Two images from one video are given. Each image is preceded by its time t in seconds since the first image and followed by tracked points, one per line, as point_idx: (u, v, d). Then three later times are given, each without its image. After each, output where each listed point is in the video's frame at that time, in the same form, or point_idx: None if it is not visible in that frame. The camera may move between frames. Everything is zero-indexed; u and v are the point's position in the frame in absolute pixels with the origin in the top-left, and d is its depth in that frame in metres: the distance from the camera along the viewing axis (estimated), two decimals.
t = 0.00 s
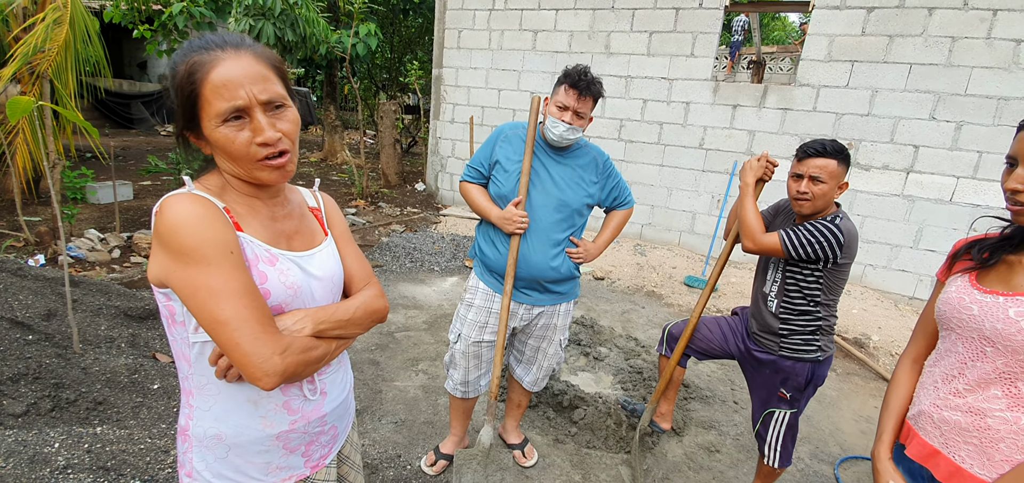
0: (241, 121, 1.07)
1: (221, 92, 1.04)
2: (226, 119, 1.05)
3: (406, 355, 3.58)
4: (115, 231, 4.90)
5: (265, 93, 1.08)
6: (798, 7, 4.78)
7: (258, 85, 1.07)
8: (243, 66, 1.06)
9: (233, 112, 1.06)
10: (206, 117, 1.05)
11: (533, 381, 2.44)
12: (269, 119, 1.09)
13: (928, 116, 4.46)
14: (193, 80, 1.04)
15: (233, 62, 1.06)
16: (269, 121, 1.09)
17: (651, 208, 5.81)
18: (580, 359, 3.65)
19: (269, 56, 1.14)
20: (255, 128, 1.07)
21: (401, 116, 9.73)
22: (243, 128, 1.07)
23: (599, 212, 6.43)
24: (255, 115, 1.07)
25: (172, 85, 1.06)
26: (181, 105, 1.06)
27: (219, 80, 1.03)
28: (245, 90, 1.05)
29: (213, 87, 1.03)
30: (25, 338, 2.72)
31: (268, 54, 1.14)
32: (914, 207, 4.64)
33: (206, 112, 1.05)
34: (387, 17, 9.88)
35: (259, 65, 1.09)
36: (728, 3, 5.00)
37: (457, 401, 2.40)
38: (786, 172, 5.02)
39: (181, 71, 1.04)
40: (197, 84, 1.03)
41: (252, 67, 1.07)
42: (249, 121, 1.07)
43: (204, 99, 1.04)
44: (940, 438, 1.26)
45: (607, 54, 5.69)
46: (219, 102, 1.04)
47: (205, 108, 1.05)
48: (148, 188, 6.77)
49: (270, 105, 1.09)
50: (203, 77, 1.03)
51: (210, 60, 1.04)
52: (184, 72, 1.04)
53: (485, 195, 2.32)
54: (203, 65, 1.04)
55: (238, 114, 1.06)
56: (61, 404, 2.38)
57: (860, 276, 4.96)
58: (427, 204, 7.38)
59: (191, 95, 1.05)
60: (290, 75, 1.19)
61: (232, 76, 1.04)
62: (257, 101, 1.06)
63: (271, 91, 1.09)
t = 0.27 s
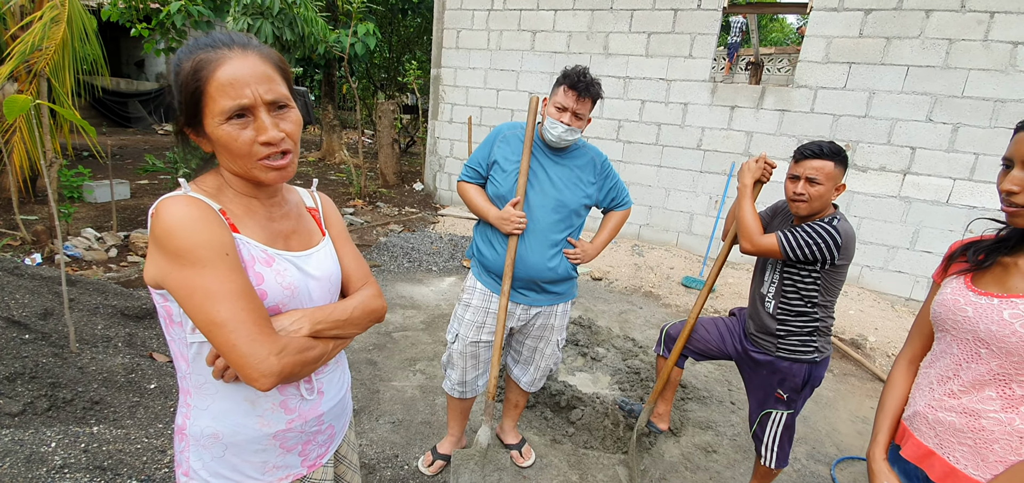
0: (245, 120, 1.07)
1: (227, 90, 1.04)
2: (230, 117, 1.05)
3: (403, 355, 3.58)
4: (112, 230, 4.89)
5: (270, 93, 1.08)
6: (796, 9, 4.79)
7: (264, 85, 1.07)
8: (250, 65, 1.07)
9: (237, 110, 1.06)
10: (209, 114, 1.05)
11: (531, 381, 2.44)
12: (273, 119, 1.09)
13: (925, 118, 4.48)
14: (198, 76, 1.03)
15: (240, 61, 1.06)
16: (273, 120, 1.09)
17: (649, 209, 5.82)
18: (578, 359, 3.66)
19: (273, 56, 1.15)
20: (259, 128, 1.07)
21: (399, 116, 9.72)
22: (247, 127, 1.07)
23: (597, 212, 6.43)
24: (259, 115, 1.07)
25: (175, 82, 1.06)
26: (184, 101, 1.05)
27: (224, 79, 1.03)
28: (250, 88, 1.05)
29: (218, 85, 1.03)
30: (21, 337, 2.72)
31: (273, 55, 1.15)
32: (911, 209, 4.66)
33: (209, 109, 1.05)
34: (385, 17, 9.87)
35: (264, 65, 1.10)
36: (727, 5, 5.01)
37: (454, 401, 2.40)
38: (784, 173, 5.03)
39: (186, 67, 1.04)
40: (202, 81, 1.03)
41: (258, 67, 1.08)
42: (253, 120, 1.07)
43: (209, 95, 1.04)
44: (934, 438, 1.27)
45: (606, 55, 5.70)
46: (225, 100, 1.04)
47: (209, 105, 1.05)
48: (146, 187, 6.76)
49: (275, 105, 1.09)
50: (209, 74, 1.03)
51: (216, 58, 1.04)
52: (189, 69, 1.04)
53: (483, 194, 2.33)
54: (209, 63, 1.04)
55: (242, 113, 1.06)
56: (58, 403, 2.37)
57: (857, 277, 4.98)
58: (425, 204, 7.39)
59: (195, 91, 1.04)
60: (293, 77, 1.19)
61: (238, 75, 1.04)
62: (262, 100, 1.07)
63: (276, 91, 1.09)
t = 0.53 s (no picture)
0: (246, 115, 1.07)
1: (230, 86, 1.04)
2: (231, 112, 1.05)
3: (401, 355, 3.58)
4: (108, 230, 4.88)
5: (273, 90, 1.09)
6: (793, 10, 4.81)
7: (267, 81, 1.08)
8: (253, 63, 1.07)
9: (239, 105, 1.06)
10: (210, 108, 1.05)
11: (528, 381, 2.44)
12: (274, 116, 1.09)
13: (922, 119, 4.49)
14: (201, 71, 1.04)
15: (245, 58, 1.07)
16: (273, 117, 1.09)
17: (647, 209, 5.83)
18: (575, 359, 3.66)
19: (277, 56, 1.16)
20: (259, 124, 1.07)
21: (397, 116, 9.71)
22: (247, 123, 1.07)
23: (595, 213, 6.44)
24: (261, 110, 1.08)
25: (177, 76, 1.06)
26: (184, 96, 1.05)
27: (228, 74, 1.04)
28: (254, 85, 1.06)
29: (222, 80, 1.04)
30: (18, 337, 2.71)
31: (276, 54, 1.16)
32: (907, 209, 4.67)
33: (210, 103, 1.05)
34: (384, 17, 9.86)
35: (267, 64, 1.11)
36: (724, 6, 5.02)
37: (452, 400, 2.40)
38: (781, 174, 5.05)
39: (189, 62, 1.04)
40: (206, 75, 1.04)
41: (263, 64, 1.09)
42: (254, 116, 1.07)
43: (211, 89, 1.04)
44: (929, 438, 1.27)
45: (604, 56, 5.71)
46: (227, 94, 1.04)
47: (210, 99, 1.05)
48: (143, 187, 6.75)
49: (276, 102, 1.10)
50: (213, 70, 1.04)
51: (221, 54, 1.05)
52: (193, 63, 1.04)
53: (481, 194, 2.33)
54: (214, 59, 1.04)
55: (244, 108, 1.07)
56: (54, 402, 2.37)
57: (854, 278, 4.99)
58: (423, 204, 7.39)
59: (197, 86, 1.04)
60: (295, 77, 1.20)
61: (242, 71, 1.05)
62: (265, 97, 1.07)
63: (278, 89, 1.10)
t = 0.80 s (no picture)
0: (245, 115, 1.07)
1: (230, 86, 1.05)
2: (230, 111, 1.06)
3: (398, 356, 3.58)
4: (105, 230, 4.87)
5: (272, 91, 1.09)
6: (790, 12, 4.83)
7: (267, 82, 1.08)
8: (252, 64, 1.08)
9: (238, 105, 1.06)
10: (209, 107, 1.05)
11: (525, 381, 2.45)
12: (273, 117, 1.10)
13: (917, 121, 4.52)
14: (201, 71, 1.04)
15: (244, 59, 1.08)
16: (273, 117, 1.10)
17: (644, 210, 5.84)
18: (572, 360, 3.67)
19: (276, 58, 1.16)
20: (259, 124, 1.08)
21: (395, 117, 9.71)
22: (247, 122, 1.07)
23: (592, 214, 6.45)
24: (260, 111, 1.08)
25: (177, 76, 1.06)
26: (183, 96, 1.06)
27: (228, 74, 1.05)
28: (253, 85, 1.06)
29: (222, 80, 1.04)
30: (14, 338, 2.70)
31: (275, 56, 1.17)
32: (903, 211, 4.70)
33: (210, 102, 1.05)
34: (382, 18, 9.86)
35: (266, 65, 1.11)
36: (721, 8, 5.04)
37: (449, 401, 2.41)
38: (777, 176, 5.07)
39: (189, 62, 1.05)
40: (206, 75, 1.04)
41: (262, 65, 1.09)
42: (253, 116, 1.08)
43: (211, 90, 1.04)
44: (922, 437, 1.28)
45: (601, 57, 5.72)
46: (227, 94, 1.05)
47: (210, 99, 1.05)
48: (139, 188, 6.73)
49: (276, 103, 1.11)
50: (213, 70, 1.04)
51: (221, 55, 1.06)
52: (194, 63, 1.05)
53: (478, 196, 2.33)
54: (214, 59, 1.05)
55: (243, 108, 1.07)
56: (51, 403, 2.36)
57: (850, 278, 5.01)
58: (421, 205, 7.39)
59: (197, 86, 1.05)
60: (292, 79, 1.20)
61: (243, 72, 1.06)
62: (263, 97, 1.08)
63: (277, 90, 1.11)
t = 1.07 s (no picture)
0: (221, 110, 1.07)
1: (206, 82, 1.05)
2: (206, 107, 1.07)
3: (396, 357, 3.58)
4: (101, 232, 4.86)
5: (249, 87, 1.08)
6: (786, 14, 4.85)
7: (244, 78, 1.08)
8: (233, 61, 1.08)
9: (214, 101, 1.07)
10: (189, 103, 1.07)
11: (523, 382, 2.45)
12: (248, 113, 1.09)
13: (912, 122, 4.54)
14: (183, 68, 1.06)
15: (226, 56, 1.08)
16: (251, 113, 1.09)
17: (642, 211, 5.86)
18: (570, 360, 3.67)
19: (266, 57, 1.16)
20: (234, 119, 1.08)
21: (392, 118, 9.72)
22: (222, 118, 1.08)
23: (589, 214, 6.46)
24: (235, 106, 1.08)
25: (167, 74, 1.10)
26: (170, 93, 1.09)
27: (205, 70, 1.05)
28: (228, 80, 1.06)
29: (199, 76, 1.05)
30: (11, 340, 2.69)
31: (266, 55, 1.17)
32: (898, 211, 4.72)
33: (189, 99, 1.07)
34: (379, 19, 9.85)
35: (250, 62, 1.11)
36: (717, 9, 5.06)
37: (447, 402, 2.41)
38: (773, 176, 5.09)
39: (175, 60, 1.07)
40: (187, 72, 1.06)
41: (243, 62, 1.09)
42: (229, 112, 1.08)
43: (190, 87, 1.06)
44: (917, 435, 1.28)
45: (598, 58, 5.74)
46: (202, 91, 1.06)
47: (189, 95, 1.07)
48: (136, 189, 6.72)
49: (254, 99, 1.10)
50: (193, 67, 1.06)
51: (203, 52, 1.07)
52: (178, 61, 1.07)
53: (475, 196, 2.34)
54: (196, 56, 1.07)
55: (219, 104, 1.07)
56: (47, 405, 2.35)
57: (846, 279, 5.03)
58: (418, 206, 7.39)
59: (180, 83, 1.07)
60: (286, 79, 1.20)
61: (220, 68, 1.06)
62: (238, 93, 1.07)
63: (257, 87, 1.10)
